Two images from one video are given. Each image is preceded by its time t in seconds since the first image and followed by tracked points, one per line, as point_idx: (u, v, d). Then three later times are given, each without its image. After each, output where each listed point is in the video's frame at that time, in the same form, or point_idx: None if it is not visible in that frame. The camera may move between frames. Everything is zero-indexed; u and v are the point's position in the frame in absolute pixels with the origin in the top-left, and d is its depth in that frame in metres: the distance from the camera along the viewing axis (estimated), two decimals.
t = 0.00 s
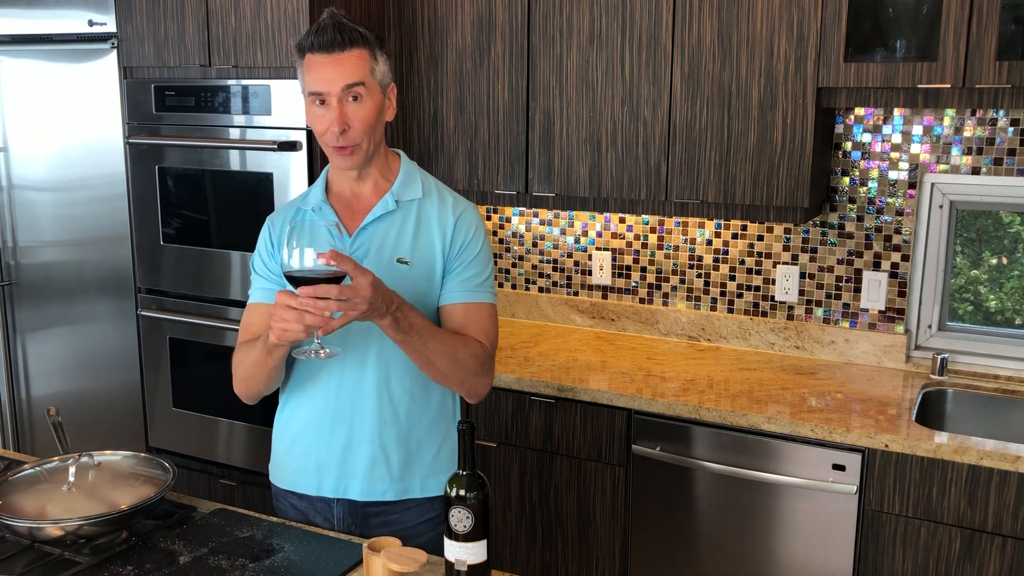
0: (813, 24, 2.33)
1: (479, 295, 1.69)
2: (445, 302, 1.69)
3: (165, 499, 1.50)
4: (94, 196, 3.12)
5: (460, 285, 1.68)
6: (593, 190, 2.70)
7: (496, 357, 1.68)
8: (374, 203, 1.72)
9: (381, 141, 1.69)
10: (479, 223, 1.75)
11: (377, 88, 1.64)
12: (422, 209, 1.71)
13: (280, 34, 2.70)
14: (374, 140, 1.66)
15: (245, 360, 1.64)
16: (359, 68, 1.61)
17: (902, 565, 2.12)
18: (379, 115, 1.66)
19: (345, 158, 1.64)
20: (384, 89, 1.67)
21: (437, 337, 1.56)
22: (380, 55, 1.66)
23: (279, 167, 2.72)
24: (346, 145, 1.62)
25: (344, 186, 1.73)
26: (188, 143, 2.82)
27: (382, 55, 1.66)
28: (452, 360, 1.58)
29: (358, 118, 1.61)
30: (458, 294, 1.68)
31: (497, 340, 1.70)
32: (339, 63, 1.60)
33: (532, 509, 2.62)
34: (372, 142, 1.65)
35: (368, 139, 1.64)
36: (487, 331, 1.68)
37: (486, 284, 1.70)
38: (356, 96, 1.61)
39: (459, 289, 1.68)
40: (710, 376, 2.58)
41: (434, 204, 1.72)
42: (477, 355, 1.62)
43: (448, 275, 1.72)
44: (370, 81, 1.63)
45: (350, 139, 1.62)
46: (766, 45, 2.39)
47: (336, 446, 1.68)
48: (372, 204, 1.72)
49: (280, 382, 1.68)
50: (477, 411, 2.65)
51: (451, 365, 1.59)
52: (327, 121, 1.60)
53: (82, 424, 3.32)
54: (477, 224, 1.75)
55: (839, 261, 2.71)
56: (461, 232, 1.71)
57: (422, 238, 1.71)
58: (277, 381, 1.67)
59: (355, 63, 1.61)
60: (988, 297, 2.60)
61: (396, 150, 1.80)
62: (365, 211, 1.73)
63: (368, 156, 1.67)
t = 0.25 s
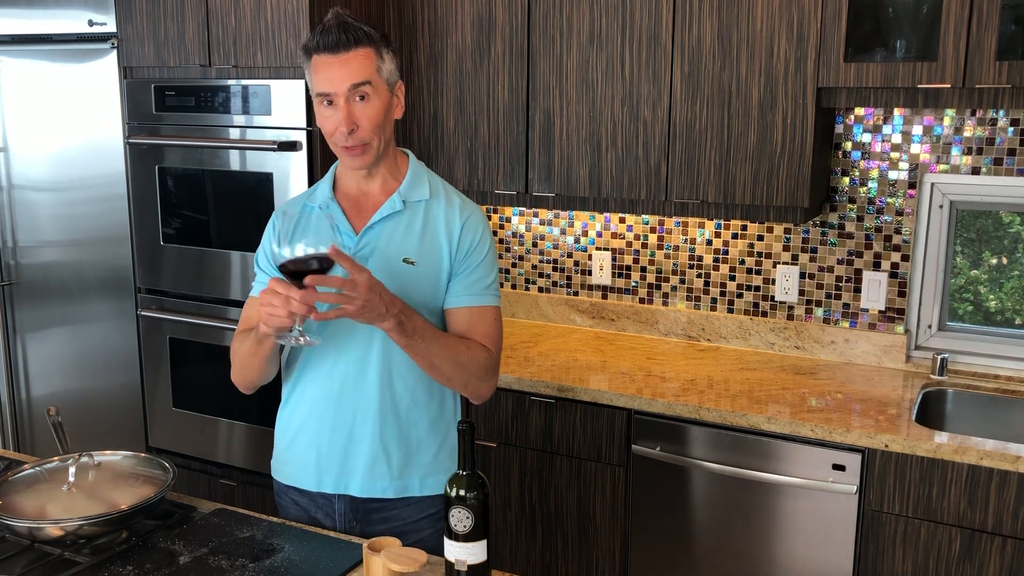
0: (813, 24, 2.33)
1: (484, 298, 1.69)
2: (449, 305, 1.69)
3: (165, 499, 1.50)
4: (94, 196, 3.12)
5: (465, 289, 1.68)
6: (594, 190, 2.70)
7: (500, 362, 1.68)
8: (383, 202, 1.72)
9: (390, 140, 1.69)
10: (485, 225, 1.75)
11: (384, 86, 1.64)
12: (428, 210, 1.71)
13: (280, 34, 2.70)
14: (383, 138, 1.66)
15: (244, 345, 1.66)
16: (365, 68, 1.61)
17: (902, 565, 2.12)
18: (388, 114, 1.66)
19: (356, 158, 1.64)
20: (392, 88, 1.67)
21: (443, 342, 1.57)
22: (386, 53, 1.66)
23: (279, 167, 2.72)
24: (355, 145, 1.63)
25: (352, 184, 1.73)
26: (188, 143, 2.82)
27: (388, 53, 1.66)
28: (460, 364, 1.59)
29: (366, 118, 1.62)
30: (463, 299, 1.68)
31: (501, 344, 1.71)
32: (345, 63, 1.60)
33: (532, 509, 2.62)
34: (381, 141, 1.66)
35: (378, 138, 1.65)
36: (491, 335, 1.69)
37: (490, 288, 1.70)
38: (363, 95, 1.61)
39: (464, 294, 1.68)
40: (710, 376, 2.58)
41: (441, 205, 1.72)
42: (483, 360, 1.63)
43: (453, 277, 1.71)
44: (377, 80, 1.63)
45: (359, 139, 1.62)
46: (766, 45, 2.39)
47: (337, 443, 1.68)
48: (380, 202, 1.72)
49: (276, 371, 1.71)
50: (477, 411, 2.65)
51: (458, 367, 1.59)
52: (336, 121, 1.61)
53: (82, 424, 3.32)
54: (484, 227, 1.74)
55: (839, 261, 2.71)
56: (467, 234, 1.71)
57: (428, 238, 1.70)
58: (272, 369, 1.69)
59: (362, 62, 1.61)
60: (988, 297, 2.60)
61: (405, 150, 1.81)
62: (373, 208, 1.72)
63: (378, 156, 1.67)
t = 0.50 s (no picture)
0: (813, 23, 2.33)
1: (497, 308, 1.72)
2: (462, 315, 1.73)
3: (165, 499, 1.50)
4: (94, 196, 3.13)
5: (478, 299, 1.71)
6: (594, 190, 2.70)
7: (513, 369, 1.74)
8: (392, 206, 1.73)
9: (388, 147, 1.68)
10: (495, 235, 1.76)
11: (373, 96, 1.63)
12: (439, 216, 1.72)
13: (280, 34, 2.70)
14: (376, 146, 1.65)
15: (233, 336, 1.69)
16: (349, 77, 1.60)
17: (902, 565, 2.12)
18: (380, 121, 1.64)
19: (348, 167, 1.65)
20: (385, 96, 1.65)
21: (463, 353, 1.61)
22: (377, 60, 1.64)
23: (279, 167, 2.72)
24: (345, 155, 1.63)
25: (362, 186, 1.74)
26: (188, 143, 2.82)
27: (379, 60, 1.64)
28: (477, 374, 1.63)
29: (352, 128, 1.61)
30: (478, 310, 1.71)
31: (512, 351, 1.76)
32: (330, 75, 1.61)
33: (532, 509, 2.62)
34: (374, 148, 1.64)
35: (368, 146, 1.63)
36: (504, 343, 1.74)
37: (501, 298, 1.73)
38: (349, 105, 1.60)
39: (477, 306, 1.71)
40: (710, 376, 2.58)
41: (451, 212, 1.73)
42: (501, 366, 1.70)
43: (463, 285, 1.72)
44: (364, 89, 1.61)
45: (347, 150, 1.62)
46: (766, 45, 2.39)
47: (337, 443, 1.68)
48: (390, 206, 1.73)
49: (269, 355, 1.74)
50: (477, 411, 2.65)
51: (477, 378, 1.63)
52: (324, 133, 1.62)
53: (82, 424, 3.32)
54: (494, 236, 1.75)
55: (839, 261, 2.71)
56: (477, 242, 1.72)
57: (438, 244, 1.70)
58: (263, 353, 1.72)
59: (347, 73, 1.61)
60: (988, 297, 2.60)
61: (416, 153, 1.81)
62: (383, 212, 1.73)
63: (373, 162, 1.66)
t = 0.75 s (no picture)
0: (812, 24, 2.33)
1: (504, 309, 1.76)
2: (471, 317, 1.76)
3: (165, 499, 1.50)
4: (94, 196, 3.13)
5: (486, 301, 1.74)
6: (594, 190, 2.70)
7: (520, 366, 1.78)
8: (397, 206, 1.73)
9: (383, 147, 1.67)
10: (500, 237, 1.77)
11: (362, 96, 1.62)
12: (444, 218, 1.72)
13: (280, 34, 2.70)
14: (370, 147, 1.65)
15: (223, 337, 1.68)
16: (338, 78, 1.60)
17: (902, 565, 2.12)
18: (373, 121, 1.63)
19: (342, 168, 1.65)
20: (376, 96, 1.64)
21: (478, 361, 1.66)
22: (368, 59, 1.63)
23: (279, 167, 2.72)
24: (336, 155, 1.64)
25: (366, 186, 1.74)
26: (188, 143, 2.82)
27: (371, 59, 1.63)
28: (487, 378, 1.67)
29: (342, 129, 1.61)
30: (486, 313, 1.74)
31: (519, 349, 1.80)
32: (320, 76, 1.61)
33: (532, 510, 2.62)
34: (366, 149, 1.64)
35: (359, 147, 1.63)
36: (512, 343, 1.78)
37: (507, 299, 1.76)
38: (339, 106, 1.61)
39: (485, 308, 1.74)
40: (710, 376, 2.58)
41: (456, 213, 1.74)
42: (510, 365, 1.74)
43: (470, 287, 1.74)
44: (354, 89, 1.61)
45: (338, 150, 1.63)
46: (766, 45, 2.39)
47: (338, 443, 1.68)
48: (395, 206, 1.73)
49: (264, 351, 1.72)
50: (477, 411, 2.65)
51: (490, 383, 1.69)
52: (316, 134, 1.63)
53: (82, 424, 3.32)
54: (499, 238, 1.77)
55: (839, 261, 2.71)
56: (481, 244, 1.73)
57: (443, 246, 1.71)
58: (258, 348, 1.70)
59: (335, 73, 1.61)
60: (988, 297, 2.60)
61: (419, 153, 1.82)
62: (388, 212, 1.73)
63: (371, 161, 1.67)
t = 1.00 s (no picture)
0: (812, 24, 2.33)
1: (507, 303, 1.75)
2: (474, 313, 1.76)
3: (165, 499, 1.50)
4: (94, 196, 3.12)
5: (488, 297, 1.73)
6: (594, 190, 2.70)
7: (525, 360, 1.77)
8: (394, 205, 1.73)
9: (370, 149, 1.66)
10: (499, 231, 1.77)
11: (342, 101, 1.61)
12: (441, 214, 1.72)
13: (280, 34, 2.70)
14: (355, 151, 1.65)
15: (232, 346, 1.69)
16: (316, 86, 1.60)
17: (902, 565, 2.12)
18: (356, 125, 1.63)
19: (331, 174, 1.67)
20: (357, 99, 1.62)
21: (476, 358, 1.66)
22: (346, 63, 1.62)
23: (279, 167, 2.72)
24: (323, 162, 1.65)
25: (361, 185, 1.74)
26: (187, 143, 2.82)
27: (349, 62, 1.62)
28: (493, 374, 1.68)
29: (325, 136, 1.62)
30: (489, 308, 1.74)
31: (524, 343, 1.79)
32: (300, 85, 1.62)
33: (532, 510, 2.62)
34: (352, 153, 1.64)
35: (344, 151, 1.63)
36: (516, 337, 1.76)
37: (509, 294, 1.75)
38: (320, 113, 1.61)
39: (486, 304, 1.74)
40: (710, 376, 2.58)
41: (454, 208, 1.73)
42: (512, 360, 1.72)
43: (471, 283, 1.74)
44: (333, 95, 1.61)
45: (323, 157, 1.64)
46: (766, 45, 2.39)
47: (343, 442, 1.68)
48: (391, 205, 1.73)
49: (271, 354, 1.75)
50: (477, 410, 2.65)
51: (492, 378, 1.69)
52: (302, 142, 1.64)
53: (82, 424, 3.32)
54: (498, 231, 1.76)
55: (839, 261, 2.71)
56: (480, 239, 1.72)
57: (442, 243, 1.70)
58: (263, 352, 1.72)
59: (313, 80, 1.60)
60: (988, 297, 2.60)
61: (415, 151, 1.81)
62: (384, 210, 1.73)
63: (358, 164, 1.66)
